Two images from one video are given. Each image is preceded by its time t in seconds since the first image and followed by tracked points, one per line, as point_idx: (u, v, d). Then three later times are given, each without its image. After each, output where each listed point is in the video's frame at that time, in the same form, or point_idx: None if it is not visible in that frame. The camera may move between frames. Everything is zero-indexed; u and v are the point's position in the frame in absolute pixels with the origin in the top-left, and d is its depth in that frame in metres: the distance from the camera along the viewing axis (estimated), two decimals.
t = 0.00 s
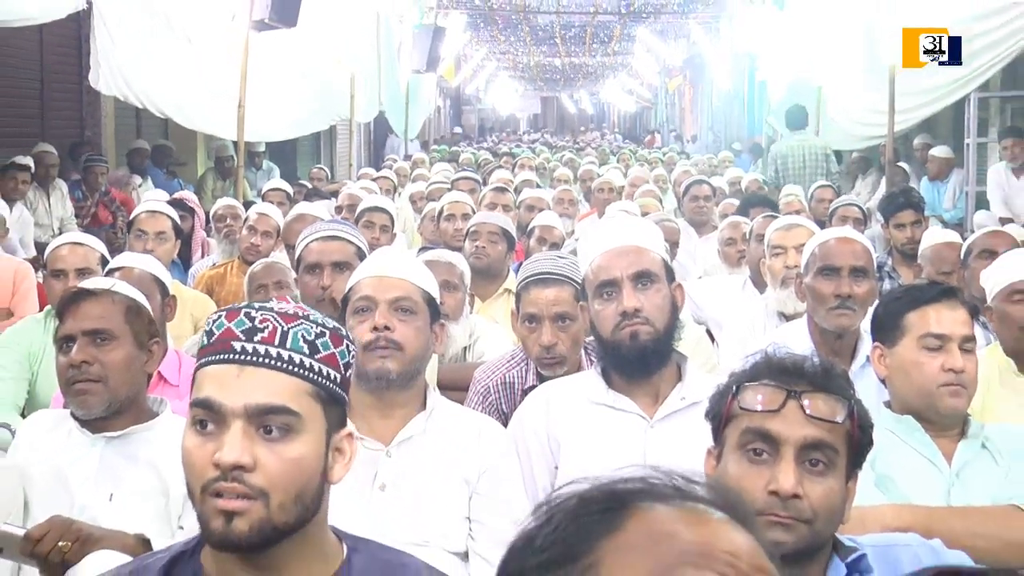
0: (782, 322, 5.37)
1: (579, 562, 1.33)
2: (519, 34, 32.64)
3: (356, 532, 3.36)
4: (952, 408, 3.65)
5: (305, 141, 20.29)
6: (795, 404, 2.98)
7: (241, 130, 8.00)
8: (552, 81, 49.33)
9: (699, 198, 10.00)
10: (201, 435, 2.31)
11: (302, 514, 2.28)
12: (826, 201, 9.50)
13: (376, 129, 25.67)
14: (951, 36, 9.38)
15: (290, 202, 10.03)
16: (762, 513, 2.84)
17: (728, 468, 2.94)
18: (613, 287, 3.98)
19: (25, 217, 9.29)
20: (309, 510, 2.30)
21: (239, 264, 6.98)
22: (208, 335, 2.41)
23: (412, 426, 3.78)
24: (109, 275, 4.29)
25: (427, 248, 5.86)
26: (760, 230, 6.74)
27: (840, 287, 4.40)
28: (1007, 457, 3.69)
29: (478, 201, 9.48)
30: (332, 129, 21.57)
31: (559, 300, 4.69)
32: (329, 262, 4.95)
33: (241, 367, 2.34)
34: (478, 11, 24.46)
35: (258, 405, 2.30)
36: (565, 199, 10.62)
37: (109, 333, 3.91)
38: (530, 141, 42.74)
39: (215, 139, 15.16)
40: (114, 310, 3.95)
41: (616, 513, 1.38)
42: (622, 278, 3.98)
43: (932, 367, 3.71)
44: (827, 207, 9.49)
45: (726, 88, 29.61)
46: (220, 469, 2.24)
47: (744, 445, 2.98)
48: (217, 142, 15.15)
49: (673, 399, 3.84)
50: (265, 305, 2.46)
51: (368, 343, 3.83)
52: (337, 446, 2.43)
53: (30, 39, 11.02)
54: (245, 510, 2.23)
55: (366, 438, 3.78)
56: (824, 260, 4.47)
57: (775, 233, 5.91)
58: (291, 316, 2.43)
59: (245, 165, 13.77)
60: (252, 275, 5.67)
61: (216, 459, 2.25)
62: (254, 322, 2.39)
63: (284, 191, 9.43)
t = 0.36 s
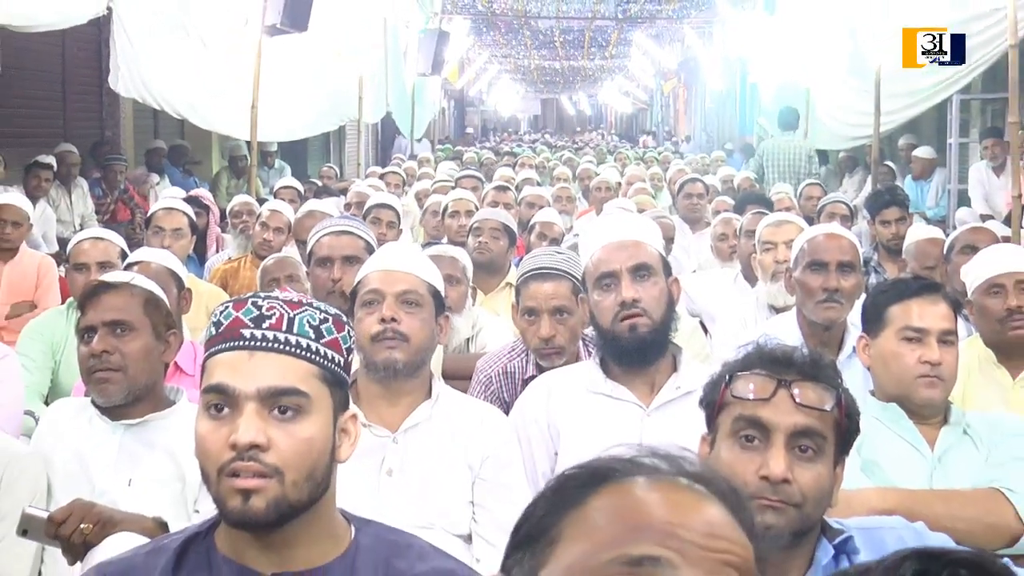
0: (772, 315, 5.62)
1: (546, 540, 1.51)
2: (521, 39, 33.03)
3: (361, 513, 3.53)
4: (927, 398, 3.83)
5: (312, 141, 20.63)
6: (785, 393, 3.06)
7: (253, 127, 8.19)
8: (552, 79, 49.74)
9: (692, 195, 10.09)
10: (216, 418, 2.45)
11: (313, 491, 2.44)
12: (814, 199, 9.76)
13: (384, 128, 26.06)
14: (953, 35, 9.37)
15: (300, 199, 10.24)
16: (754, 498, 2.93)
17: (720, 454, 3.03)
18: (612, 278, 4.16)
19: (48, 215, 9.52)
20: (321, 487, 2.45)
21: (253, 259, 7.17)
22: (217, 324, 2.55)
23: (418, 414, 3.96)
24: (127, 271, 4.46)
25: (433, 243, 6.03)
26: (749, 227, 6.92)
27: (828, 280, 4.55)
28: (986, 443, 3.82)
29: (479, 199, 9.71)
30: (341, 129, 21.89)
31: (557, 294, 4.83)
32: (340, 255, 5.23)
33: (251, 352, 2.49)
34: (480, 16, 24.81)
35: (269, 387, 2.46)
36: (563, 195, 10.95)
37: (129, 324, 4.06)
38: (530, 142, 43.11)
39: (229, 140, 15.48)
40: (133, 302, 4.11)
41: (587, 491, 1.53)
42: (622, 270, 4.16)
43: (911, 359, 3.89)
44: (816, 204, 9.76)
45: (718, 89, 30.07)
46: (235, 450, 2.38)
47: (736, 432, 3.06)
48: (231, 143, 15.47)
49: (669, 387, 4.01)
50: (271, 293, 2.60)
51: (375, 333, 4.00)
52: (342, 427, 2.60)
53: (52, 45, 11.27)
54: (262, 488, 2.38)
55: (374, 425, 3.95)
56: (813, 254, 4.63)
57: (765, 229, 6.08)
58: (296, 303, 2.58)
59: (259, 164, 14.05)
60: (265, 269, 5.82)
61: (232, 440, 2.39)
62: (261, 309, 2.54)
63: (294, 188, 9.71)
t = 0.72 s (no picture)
0: (764, 306, 5.86)
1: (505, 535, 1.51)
2: (522, 42, 33.58)
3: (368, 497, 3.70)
4: (905, 386, 4.02)
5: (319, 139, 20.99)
6: (777, 380, 3.13)
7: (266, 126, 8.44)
8: (553, 76, 50.25)
9: (687, 192, 10.35)
10: (233, 405, 2.58)
11: (327, 474, 2.58)
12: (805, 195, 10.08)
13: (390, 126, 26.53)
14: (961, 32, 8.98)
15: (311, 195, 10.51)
16: (746, 482, 3.02)
17: (714, 439, 3.10)
18: (611, 270, 4.34)
19: (70, 210, 9.70)
20: (334, 471, 2.60)
21: (265, 252, 7.38)
22: (233, 316, 2.67)
23: (423, 401, 4.13)
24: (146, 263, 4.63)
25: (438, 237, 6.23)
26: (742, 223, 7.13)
27: (817, 273, 4.73)
28: (968, 429, 4.00)
29: (482, 195, 10.03)
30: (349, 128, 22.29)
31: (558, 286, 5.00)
32: (348, 248, 5.46)
33: (268, 341, 2.61)
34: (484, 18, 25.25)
35: (285, 375, 2.59)
36: (563, 193, 11.28)
37: (148, 315, 4.23)
38: (531, 141, 43.68)
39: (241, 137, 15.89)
40: (152, 293, 4.28)
41: (546, 479, 1.53)
42: (619, 263, 4.33)
43: (888, 349, 4.08)
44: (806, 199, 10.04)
45: (711, 89, 30.65)
46: (253, 435, 2.52)
47: (730, 418, 3.14)
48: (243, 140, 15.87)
49: (664, 375, 4.18)
50: (285, 286, 2.72)
51: (383, 323, 4.17)
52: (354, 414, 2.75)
53: (75, 47, 11.59)
54: (279, 472, 2.52)
55: (382, 412, 4.11)
56: (803, 249, 4.81)
57: (756, 224, 6.27)
58: (310, 295, 2.70)
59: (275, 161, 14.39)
60: (277, 262, 6.00)
61: (250, 426, 2.52)
62: (277, 301, 2.66)
63: (305, 185, 10.00)
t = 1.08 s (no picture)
0: (756, 296, 6.03)
1: None
2: (522, 40, 34.28)
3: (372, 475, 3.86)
4: (884, 372, 4.19)
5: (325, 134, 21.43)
6: (768, 368, 3.18)
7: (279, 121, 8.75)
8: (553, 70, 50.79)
9: (683, 186, 10.87)
10: (243, 391, 2.72)
11: (332, 457, 2.72)
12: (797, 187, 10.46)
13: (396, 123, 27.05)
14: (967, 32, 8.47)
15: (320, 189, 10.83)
16: (737, 463, 3.07)
17: (707, 422, 3.15)
18: (607, 261, 4.52)
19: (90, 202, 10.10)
20: (339, 453, 2.74)
21: (277, 243, 7.60)
22: (241, 306, 2.82)
23: (428, 386, 4.30)
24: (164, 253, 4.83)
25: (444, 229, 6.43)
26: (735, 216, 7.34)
27: (807, 264, 4.90)
28: (950, 413, 4.17)
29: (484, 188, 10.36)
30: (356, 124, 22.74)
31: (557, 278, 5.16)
32: (358, 240, 5.65)
33: (275, 330, 2.76)
34: (486, 18, 25.85)
35: (291, 361, 2.73)
36: (563, 185, 11.76)
37: (164, 303, 4.39)
38: (532, 136, 44.24)
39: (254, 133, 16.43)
40: (168, 283, 4.44)
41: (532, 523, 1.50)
42: (615, 253, 4.50)
43: (867, 337, 4.24)
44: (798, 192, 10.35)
45: (705, 88, 31.21)
46: (262, 420, 2.65)
47: (722, 403, 3.18)
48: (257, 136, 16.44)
49: (659, 361, 4.35)
50: (291, 276, 2.87)
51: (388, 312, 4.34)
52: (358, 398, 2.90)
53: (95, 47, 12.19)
54: (287, 455, 2.66)
55: (389, 396, 4.29)
56: (794, 240, 4.97)
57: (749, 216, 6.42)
58: (315, 285, 2.85)
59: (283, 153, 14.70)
60: (289, 253, 6.19)
61: (259, 411, 2.66)
62: (283, 291, 2.80)
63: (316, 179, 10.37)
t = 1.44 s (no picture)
0: (749, 281, 6.21)
1: None
2: (525, 36, 34.96)
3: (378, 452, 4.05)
4: (869, 354, 4.36)
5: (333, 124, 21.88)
6: (764, 351, 3.20)
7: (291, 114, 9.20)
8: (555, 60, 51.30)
9: (678, 175, 11.09)
10: (255, 372, 2.82)
11: (342, 436, 2.83)
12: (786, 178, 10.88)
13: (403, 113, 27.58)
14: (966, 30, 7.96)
15: (330, 178, 11.15)
16: (732, 442, 3.10)
17: (704, 403, 3.17)
18: (605, 248, 4.75)
19: (111, 192, 10.89)
20: (348, 432, 2.85)
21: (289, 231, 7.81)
22: (252, 291, 2.93)
23: (433, 368, 4.48)
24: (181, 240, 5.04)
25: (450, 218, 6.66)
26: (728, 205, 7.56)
27: (799, 250, 5.07)
28: (935, 394, 4.34)
29: (488, 178, 10.64)
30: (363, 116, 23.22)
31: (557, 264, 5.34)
32: (366, 227, 5.87)
33: (285, 314, 2.86)
34: (490, 15, 26.44)
35: (301, 344, 2.83)
36: (563, 175, 12.28)
37: (181, 288, 4.59)
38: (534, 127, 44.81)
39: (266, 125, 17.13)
40: (185, 269, 4.64)
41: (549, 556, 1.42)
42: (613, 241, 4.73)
43: (851, 320, 4.42)
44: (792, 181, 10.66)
45: (702, 81, 31.69)
46: (273, 401, 2.75)
47: (719, 384, 3.21)
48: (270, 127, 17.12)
49: (657, 344, 4.53)
50: (300, 262, 2.98)
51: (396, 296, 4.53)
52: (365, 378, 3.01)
53: (114, 46, 13.13)
54: (299, 434, 2.76)
55: (397, 376, 4.47)
56: (786, 228, 5.15)
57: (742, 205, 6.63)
58: (323, 270, 2.96)
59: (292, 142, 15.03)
60: (301, 240, 6.38)
61: (272, 392, 2.76)
62: (292, 276, 2.91)
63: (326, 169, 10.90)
